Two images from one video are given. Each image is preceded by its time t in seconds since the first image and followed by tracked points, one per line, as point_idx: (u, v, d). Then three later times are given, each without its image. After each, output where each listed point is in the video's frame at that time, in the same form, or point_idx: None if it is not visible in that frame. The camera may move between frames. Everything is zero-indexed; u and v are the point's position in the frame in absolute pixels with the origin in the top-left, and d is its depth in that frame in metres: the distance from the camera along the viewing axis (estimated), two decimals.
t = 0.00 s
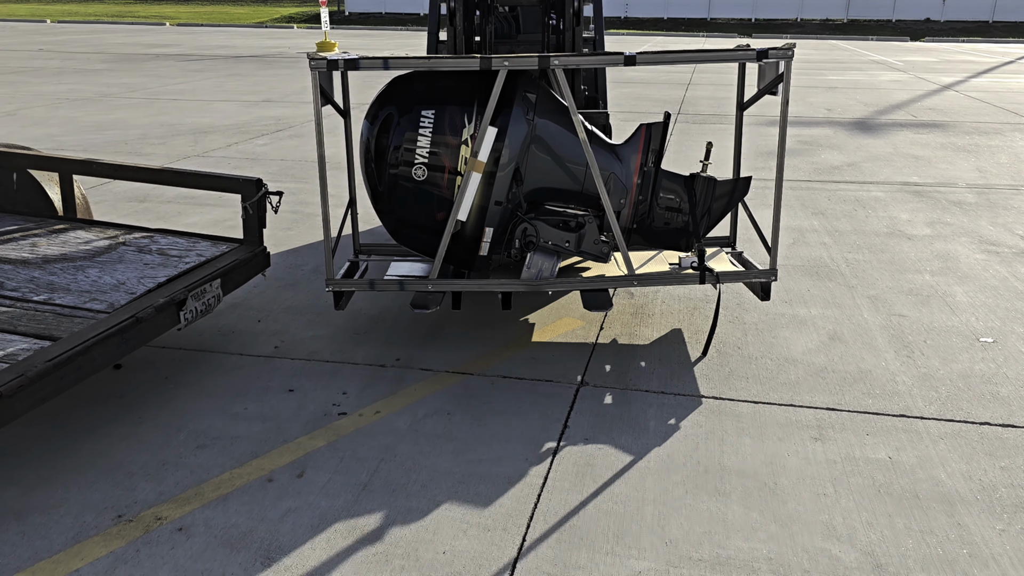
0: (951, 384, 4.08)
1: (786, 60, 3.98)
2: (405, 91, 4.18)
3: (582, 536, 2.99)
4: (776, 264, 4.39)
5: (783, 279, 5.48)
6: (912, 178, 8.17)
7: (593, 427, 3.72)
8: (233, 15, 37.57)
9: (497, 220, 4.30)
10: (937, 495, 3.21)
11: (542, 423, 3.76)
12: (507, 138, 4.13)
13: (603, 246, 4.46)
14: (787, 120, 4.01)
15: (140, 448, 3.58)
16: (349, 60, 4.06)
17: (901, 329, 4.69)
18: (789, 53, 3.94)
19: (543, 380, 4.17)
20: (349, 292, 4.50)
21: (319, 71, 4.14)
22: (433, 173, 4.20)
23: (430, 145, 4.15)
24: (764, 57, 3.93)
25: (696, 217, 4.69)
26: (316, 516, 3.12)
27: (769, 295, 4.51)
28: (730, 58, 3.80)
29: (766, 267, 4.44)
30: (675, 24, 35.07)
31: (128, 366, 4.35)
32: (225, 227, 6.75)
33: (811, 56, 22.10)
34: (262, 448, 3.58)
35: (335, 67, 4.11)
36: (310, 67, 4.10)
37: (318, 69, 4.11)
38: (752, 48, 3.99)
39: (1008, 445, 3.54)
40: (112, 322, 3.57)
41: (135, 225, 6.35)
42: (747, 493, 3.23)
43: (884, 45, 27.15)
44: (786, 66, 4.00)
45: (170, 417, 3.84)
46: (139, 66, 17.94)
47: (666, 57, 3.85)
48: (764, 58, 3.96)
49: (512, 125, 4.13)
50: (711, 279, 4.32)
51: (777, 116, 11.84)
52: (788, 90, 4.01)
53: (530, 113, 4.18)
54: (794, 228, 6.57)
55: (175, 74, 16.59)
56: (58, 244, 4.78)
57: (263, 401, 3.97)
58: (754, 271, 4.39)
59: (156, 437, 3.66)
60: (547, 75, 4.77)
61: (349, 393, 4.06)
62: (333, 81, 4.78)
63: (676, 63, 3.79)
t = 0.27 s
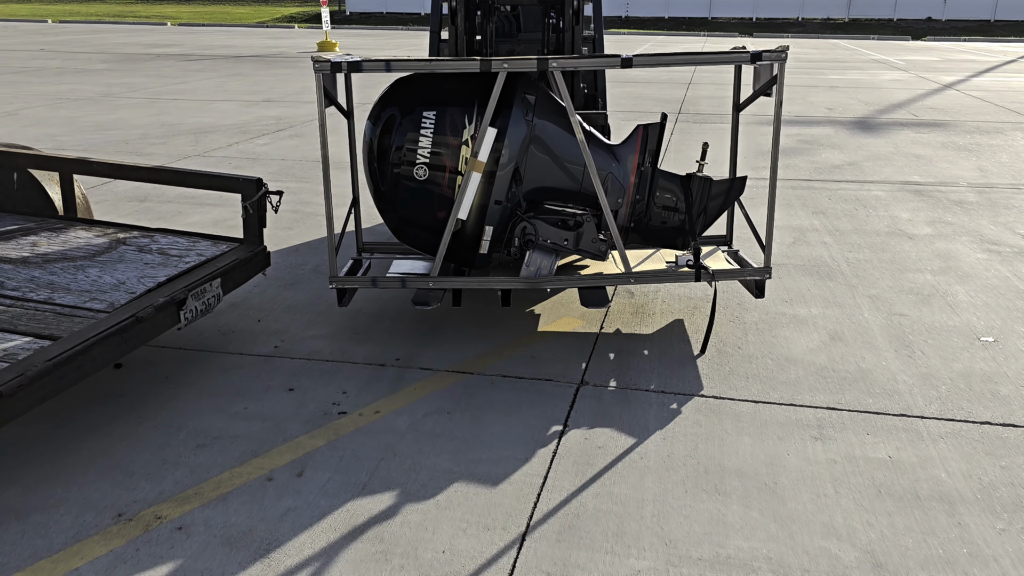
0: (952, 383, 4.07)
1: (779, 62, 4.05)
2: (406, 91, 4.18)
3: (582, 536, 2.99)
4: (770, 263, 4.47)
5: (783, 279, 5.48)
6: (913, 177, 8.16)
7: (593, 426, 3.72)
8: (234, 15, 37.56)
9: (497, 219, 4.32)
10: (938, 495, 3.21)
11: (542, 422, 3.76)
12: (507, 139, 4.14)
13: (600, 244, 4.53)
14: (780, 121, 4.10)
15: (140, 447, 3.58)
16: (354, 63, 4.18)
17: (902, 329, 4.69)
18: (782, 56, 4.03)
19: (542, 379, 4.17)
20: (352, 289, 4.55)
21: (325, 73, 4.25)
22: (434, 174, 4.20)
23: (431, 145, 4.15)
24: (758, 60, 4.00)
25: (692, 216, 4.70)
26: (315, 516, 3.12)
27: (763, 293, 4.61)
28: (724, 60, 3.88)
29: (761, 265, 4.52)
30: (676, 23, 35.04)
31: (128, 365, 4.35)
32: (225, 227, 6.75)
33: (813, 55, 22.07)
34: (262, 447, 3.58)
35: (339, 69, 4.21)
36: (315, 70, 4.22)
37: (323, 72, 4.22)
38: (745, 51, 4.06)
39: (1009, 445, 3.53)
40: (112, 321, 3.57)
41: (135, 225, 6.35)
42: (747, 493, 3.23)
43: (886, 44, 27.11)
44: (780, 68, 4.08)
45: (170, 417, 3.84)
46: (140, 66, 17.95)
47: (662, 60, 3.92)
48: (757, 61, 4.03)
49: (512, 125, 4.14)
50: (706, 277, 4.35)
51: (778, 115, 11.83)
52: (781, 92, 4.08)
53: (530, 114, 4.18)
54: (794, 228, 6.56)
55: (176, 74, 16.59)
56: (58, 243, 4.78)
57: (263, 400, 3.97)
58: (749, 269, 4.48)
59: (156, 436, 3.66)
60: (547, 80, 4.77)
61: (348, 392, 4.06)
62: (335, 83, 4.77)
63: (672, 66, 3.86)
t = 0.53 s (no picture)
0: (953, 381, 4.06)
1: (773, 62, 4.08)
2: (408, 92, 4.28)
3: (582, 534, 2.99)
4: (764, 260, 4.54)
5: (784, 276, 5.47)
6: (915, 175, 8.14)
7: (593, 424, 3.72)
8: (236, 13, 37.58)
9: (495, 217, 4.39)
10: (939, 493, 3.20)
11: (542, 420, 3.76)
12: (505, 137, 4.22)
13: (599, 241, 4.47)
14: (774, 121, 4.12)
15: (140, 445, 3.58)
16: (355, 65, 4.18)
17: (903, 327, 4.68)
18: (776, 57, 4.04)
19: (543, 377, 4.16)
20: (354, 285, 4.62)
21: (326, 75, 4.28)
22: (434, 172, 4.31)
23: (431, 144, 4.26)
24: (752, 60, 4.02)
25: (690, 214, 4.69)
26: (315, 513, 3.12)
27: (757, 290, 4.68)
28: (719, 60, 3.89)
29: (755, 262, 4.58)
30: (677, 21, 34.97)
31: (129, 363, 4.35)
32: (226, 225, 6.75)
33: (814, 53, 22.03)
34: (262, 445, 3.58)
35: (341, 70, 4.23)
36: (317, 72, 4.26)
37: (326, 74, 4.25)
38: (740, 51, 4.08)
39: (1010, 443, 3.52)
40: (112, 320, 3.57)
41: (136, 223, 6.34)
42: (748, 491, 3.23)
43: (887, 42, 27.04)
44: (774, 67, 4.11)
45: (170, 415, 3.83)
46: (140, 65, 17.93)
47: (657, 61, 3.94)
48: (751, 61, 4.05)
49: (510, 125, 4.22)
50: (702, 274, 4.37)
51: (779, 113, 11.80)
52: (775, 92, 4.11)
53: (528, 114, 4.25)
54: (795, 226, 6.55)
55: (177, 73, 16.58)
56: (59, 241, 4.78)
57: (263, 398, 3.97)
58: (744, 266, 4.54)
59: (156, 434, 3.67)
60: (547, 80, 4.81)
61: (349, 390, 4.06)
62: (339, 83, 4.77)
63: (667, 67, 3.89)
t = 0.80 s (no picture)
0: (954, 378, 4.05)
1: (766, 60, 4.20)
2: (408, 90, 4.29)
3: (582, 531, 2.98)
4: (758, 256, 4.53)
5: (786, 274, 5.46)
6: (916, 172, 8.13)
7: (593, 422, 3.71)
8: (236, 11, 37.58)
9: (494, 213, 4.40)
10: (941, 490, 3.19)
11: (543, 418, 3.75)
12: (503, 135, 4.22)
13: (597, 237, 4.47)
14: (767, 118, 4.23)
15: (139, 443, 3.57)
16: (356, 64, 4.18)
17: (904, 324, 4.67)
18: (770, 56, 4.18)
19: (543, 375, 4.16)
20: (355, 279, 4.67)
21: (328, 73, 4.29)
22: (434, 169, 4.31)
23: (430, 141, 4.26)
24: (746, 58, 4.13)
25: (686, 210, 4.68)
26: (316, 512, 3.11)
27: (752, 286, 4.71)
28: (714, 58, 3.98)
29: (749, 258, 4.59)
30: (679, 18, 34.92)
31: (129, 361, 4.35)
32: (226, 223, 6.74)
33: (816, 50, 22.02)
34: (263, 443, 3.57)
35: (342, 69, 4.23)
36: (319, 70, 4.26)
37: (327, 72, 4.27)
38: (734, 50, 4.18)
39: (1012, 440, 3.52)
40: (112, 317, 3.56)
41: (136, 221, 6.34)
42: (749, 488, 3.22)
43: (888, 39, 27.01)
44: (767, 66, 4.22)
45: (170, 413, 3.82)
46: (141, 62, 17.93)
47: (654, 60, 4.03)
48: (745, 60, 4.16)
49: (508, 123, 4.22)
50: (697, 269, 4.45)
51: (780, 110, 11.79)
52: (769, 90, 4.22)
53: (525, 112, 4.25)
54: (797, 223, 6.53)
55: (177, 70, 16.57)
56: (59, 239, 4.77)
57: (263, 396, 3.96)
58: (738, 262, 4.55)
59: (156, 432, 3.66)
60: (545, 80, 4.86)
61: (349, 388, 4.05)
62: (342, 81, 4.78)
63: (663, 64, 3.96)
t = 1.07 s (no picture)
0: (956, 376, 4.04)
1: (759, 59, 4.23)
2: (406, 87, 4.28)
3: (582, 530, 2.97)
4: (752, 253, 4.61)
5: (786, 271, 5.44)
6: (917, 169, 8.11)
7: (594, 420, 3.70)
8: (236, 8, 37.55)
9: (490, 209, 4.42)
10: (942, 488, 3.18)
11: (543, 416, 3.74)
12: (500, 132, 4.23)
13: (591, 233, 4.56)
14: (760, 116, 4.27)
15: (138, 441, 3.56)
16: (354, 61, 4.17)
17: (905, 321, 4.65)
18: (764, 54, 4.16)
19: (543, 372, 4.14)
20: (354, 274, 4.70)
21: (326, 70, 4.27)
22: (432, 166, 4.31)
23: (428, 138, 4.25)
24: (740, 57, 4.15)
25: (681, 207, 4.72)
26: (315, 510, 3.10)
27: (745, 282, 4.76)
28: (706, 56, 4.01)
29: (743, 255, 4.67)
30: (679, 15, 34.87)
31: (128, 359, 4.33)
32: (226, 220, 6.73)
33: (816, 46, 21.98)
34: (262, 441, 3.56)
35: (341, 67, 4.22)
36: (319, 68, 4.24)
37: (325, 70, 4.24)
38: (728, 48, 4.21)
39: (1013, 438, 3.51)
40: (111, 316, 3.55)
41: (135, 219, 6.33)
42: (749, 487, 3.21)
43: (889, 36, 26.97)
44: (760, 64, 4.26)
45: (169, 411, 3.81)
46: (140, 60, 17.91)
47: (648, 57, 4.04)
48: (739, 58, 4.17)
49: (505, 120, 4.24)
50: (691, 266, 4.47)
51: (780, 107, 11.77)
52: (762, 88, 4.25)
53: (522, 109, 4.27)
54: (797, 220, 6.52)
55: (177, 67, 16.55)
56: (58, 236, 4.76)
57: (262, 394, 3.95)
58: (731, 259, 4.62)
59: (155, 430, 3.65)
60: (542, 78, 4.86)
61: (349, 386, 4.04)
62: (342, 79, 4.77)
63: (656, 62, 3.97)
